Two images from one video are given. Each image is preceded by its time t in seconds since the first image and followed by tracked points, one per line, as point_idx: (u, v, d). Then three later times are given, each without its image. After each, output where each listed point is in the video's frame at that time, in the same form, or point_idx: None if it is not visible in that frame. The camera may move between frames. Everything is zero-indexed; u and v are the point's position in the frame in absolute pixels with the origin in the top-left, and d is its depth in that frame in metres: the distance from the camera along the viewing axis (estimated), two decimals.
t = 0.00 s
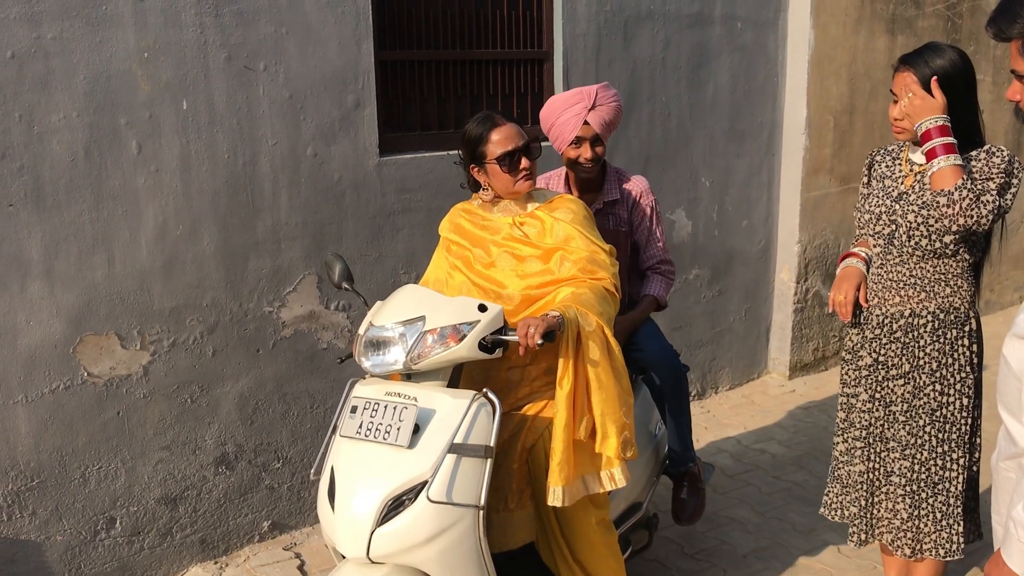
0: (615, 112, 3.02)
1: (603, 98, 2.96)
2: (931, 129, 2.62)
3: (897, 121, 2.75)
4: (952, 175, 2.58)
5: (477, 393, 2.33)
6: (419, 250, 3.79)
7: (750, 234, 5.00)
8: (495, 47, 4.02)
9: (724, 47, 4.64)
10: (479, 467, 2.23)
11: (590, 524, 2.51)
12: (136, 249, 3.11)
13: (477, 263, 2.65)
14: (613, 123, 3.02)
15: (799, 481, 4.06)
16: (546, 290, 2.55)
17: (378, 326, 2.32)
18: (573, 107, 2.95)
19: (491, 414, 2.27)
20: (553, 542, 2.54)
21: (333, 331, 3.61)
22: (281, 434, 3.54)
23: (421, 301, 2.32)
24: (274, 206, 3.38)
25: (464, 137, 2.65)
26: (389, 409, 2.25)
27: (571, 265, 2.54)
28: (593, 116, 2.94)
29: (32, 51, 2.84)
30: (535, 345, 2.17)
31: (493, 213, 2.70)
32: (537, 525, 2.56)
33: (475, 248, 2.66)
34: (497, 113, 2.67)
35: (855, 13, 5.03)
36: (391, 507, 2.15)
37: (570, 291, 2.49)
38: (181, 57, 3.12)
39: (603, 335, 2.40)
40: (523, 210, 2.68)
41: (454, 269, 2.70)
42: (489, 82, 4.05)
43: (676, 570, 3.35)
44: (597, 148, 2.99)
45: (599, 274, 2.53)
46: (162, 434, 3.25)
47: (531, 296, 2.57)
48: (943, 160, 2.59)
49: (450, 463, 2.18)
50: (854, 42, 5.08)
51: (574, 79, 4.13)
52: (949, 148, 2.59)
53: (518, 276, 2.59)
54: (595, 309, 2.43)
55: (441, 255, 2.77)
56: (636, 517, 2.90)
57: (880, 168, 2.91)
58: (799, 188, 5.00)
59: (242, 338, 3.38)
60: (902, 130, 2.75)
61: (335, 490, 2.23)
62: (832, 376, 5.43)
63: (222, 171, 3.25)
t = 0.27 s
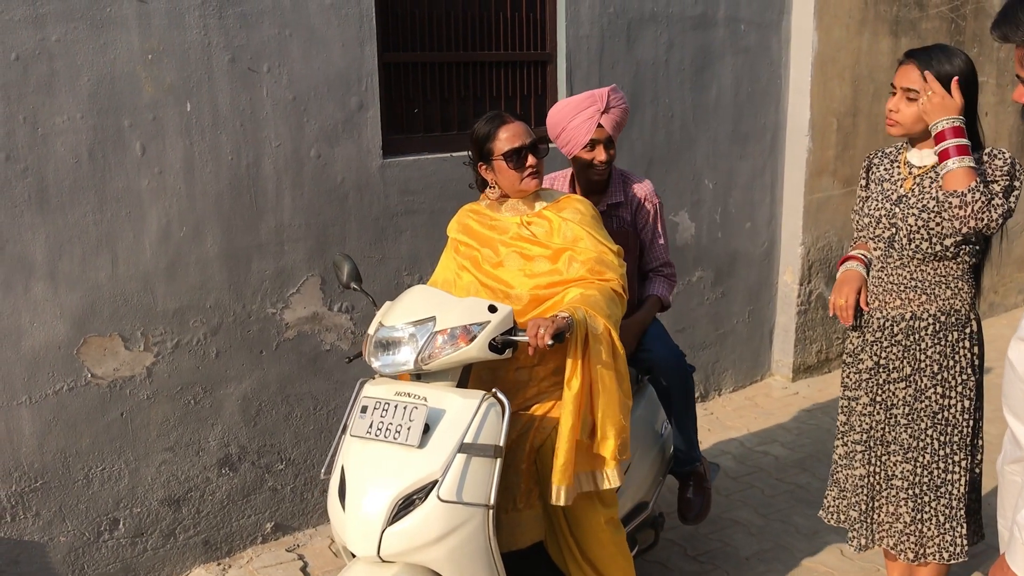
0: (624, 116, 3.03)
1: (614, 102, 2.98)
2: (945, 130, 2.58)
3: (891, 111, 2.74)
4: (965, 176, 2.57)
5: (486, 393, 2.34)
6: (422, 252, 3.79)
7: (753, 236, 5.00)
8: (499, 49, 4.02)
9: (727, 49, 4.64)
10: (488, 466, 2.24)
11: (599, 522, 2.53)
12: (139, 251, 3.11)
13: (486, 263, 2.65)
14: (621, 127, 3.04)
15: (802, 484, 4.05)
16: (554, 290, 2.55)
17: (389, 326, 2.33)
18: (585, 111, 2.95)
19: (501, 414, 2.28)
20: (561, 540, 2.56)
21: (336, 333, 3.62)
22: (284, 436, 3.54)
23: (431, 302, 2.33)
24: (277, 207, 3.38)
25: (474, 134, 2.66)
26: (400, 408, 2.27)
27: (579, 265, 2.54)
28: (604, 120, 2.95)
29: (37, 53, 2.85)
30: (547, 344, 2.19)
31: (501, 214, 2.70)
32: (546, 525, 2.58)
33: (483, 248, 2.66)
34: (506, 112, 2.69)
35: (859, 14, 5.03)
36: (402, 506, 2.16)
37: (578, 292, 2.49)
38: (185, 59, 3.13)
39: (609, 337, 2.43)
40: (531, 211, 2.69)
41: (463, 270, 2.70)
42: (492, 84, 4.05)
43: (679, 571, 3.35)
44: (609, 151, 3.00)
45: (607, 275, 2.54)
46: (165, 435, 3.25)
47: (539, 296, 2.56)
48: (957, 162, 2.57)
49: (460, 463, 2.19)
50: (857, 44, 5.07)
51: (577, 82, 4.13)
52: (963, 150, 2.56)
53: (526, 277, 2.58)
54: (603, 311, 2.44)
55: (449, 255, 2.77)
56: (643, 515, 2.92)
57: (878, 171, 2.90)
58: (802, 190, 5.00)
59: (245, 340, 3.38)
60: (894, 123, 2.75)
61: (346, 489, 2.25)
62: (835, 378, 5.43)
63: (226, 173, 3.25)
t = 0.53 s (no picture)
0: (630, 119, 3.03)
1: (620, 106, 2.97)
2: (935, 147, 2.60)
3: (897, 98, 2.72)
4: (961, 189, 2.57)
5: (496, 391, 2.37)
6: (425, 252, 3.79)
7: (756, 236, 5.00)
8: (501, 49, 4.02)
9: (730, 49, 4.64)
10: (498, 464, 2.28)
11: (608, 518, 2.56)
12: (142, 250, 3.12)
13: (495, 262, 2.65)
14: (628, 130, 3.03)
15: (805, 483, 4.05)
16: (563, 290, 2.56)
17: (401, 324, 2.35)
18: (592, 116, 2.95)
19: (511, 412, 2.32)
20: (571, 538, 2.58)
21: (339, 333, 3.62)
22: (287, 435, 3.55)
23: (442, 300, 2.34)
24: (280, 207, 3.39)
25: (485, 135, 2.66)
26: (411, 406, 2.30)
27: (588, 266, 2.55)
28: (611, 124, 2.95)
29: (40, 53, 2.85)
30: (559, 343, 2.20)
31: (510, 213, 2.70)
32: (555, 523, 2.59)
33: (493, 247, 2.67)
34: (518, 112, 2.69)
35: (861, 14, 5.03)
36: (412, 504, 2.20)
37: (588, 293, 2.50)
38: (188, 58, 3.13)
39: (619, 337, 2.43)
40: (540, 210, 2.69)
41: (472, 269, 2.71)
42: (495, 84, 4.05)
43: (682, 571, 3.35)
44: (616, 155, 3.00)
45: (616, 276, 2.55)
46: (168, 434, 3.26)
47: (548, 295, 2.57)
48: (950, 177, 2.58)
49: (471, 461, 2.23)
50: (860, 44, 5.07)
51: (580, 81, 4.13)
52: (955, 165, 2.57)
53: (536, 276, 2.59)
54: (613, 311, 2.46)
55: (458, 254, 2.78)
56: (650, 513, 2.93)
57: (873, 171, 2.90)
58: (804, 190, 5.00)
59: (248, 339, 3.39)
60: (898, 109, 2.73)
61: (358, 486, 2.28)
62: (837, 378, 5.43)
63: (229, 172, 3.26)
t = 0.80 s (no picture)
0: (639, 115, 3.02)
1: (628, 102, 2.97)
2: (949, 138, 2.60)
3: (905, 95, 2.71)
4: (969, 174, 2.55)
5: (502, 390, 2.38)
6: (426, 250, 3.79)
7: (757, 234, 5.00)
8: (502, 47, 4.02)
9: (730, 47, 4.63)
10: (504, 462, 2.28)
11: (611, 516, 2.56)
12: (143, 249, 3.12)
13: (502, 260, 2.66)
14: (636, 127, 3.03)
15: (806, 481, 4.05)
16: (570, 289, 2.56)
17: (408, 322, 2.36)
18: (598, 112, 2.95)
19: (517, 411, 2.33)
20: (574, 537, 2.58)
21: (340, 331, 3.62)
22: (288, 434, 3.55)
23: (449, 298, 2.34)
24: (281, 205, 3.39)
25: (496, 132, 2.67)
26: (417, 403, 2.29)
27: (596, 265, 2.56)
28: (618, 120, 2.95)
29: (40, 51, 2.85)
30: (564, 342, 2.22)
31: (518, 211, 2.71)
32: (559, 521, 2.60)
33: (501, 245, 2.67)
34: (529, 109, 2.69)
35: (862, 12, 5.02)
36: (418, 501, 2.20)
37: (595, 292, 2.50)
38: (189, 57, 3.13)
39: (627, 337, 2.44)
40: (548, 208, 2.69)
41: (479, 266, 2.71)
42: (496, 82, 4.05)
43: (684, 569, 3.35)
44: (624, 152, 3.01)
45: (624, 275, 2.55)
46: (170, 432, 3.26)
47: (555, 294, 2.57)
48: (964, 163, 2.55)
49: (477, 460, 2.24)
50: (861, 41, 5.06)
51: (580, 80, 4.13)
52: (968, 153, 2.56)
53: (543, 275, 2.59)
54: (620, 312, 2.46)
55: (466, 250, 2.78)
56: (653, 511, 2.92)
57: (871, 166, 2.90)
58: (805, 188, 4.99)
59: (249, 338, 3.39)
60: (906, 106, 2.72)
61: (363, 483, 2.28)
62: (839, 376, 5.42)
63: (229, 171, 3.26)
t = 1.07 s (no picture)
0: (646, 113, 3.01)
1: (633, 100, 2.96)
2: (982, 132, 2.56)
3: (912, 91, 2.70)
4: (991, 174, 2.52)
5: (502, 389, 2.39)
6: (425, 249, 3.79)
7: (757, 232, 4.99)
8: (501, 45, 4.02)
9: (730, 45, 4.63)
10: (505, 461, 2.29)
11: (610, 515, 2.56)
12: (143, 248, 3.12)
13: (503, 260, 2.66)
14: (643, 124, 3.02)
15: (806, 479, 4.05)
16: (572, 289, 2.57)
17: (409, 320, 2.36)
18: (602, 110, 2.96)
19: (517, 409, 2.34)
20: (574, 535, 2.58)
21: (340, 330, 3.62)
22: (288, 432, 3.55)
23: (450, 297, 2.35)
24: (280, 204, 3.39)
25: (504, 130, 2.67)
26: (418, 402, 2.29)
27: (598, 265, 2.56)
28: (622, 118, 2.95)
29: (40, 50, 2.85)
30: (564, 342, 2.22)
31: (519, 210, 2.71)
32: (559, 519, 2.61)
33: (501, 245, 2.68)
34: (538, 106, 2.70)
35: (862, 10, 5.02)
36: (419, 500, 2.20)
37: (597, 292, 2.51)
38: (188, 56, 3.13)
39: (630, 337, 2.45)
40: (549, 207, 2.69)
41: (480, 265, 2.72)
42: (495, 81, 4.05)
43: (684, 567, 3.35)
44: (627, 149, 3.01)
45: (625, 275, 2.56)
46: (170, 431, 3.26)
47: (556, 294, 2.58)
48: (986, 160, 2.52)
49: (478, 458, 2.24)
50: (861, 39, 5.06)
51: (580, 78, 4.13)
52: (993, 153, 2.52)
53: (545, 275, 2.60)
54: (623, 312, 2.47)
55: (466, 250, 2.79)
56: (653, 510, 2.93)
57: (870, 165, 2.90)
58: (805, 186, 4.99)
59: (249, 337, 3.39)
60: (914, 102, 2.70)
61: (364, 482, 2.29)
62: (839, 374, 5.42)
63: (229, 170, 3.26)
